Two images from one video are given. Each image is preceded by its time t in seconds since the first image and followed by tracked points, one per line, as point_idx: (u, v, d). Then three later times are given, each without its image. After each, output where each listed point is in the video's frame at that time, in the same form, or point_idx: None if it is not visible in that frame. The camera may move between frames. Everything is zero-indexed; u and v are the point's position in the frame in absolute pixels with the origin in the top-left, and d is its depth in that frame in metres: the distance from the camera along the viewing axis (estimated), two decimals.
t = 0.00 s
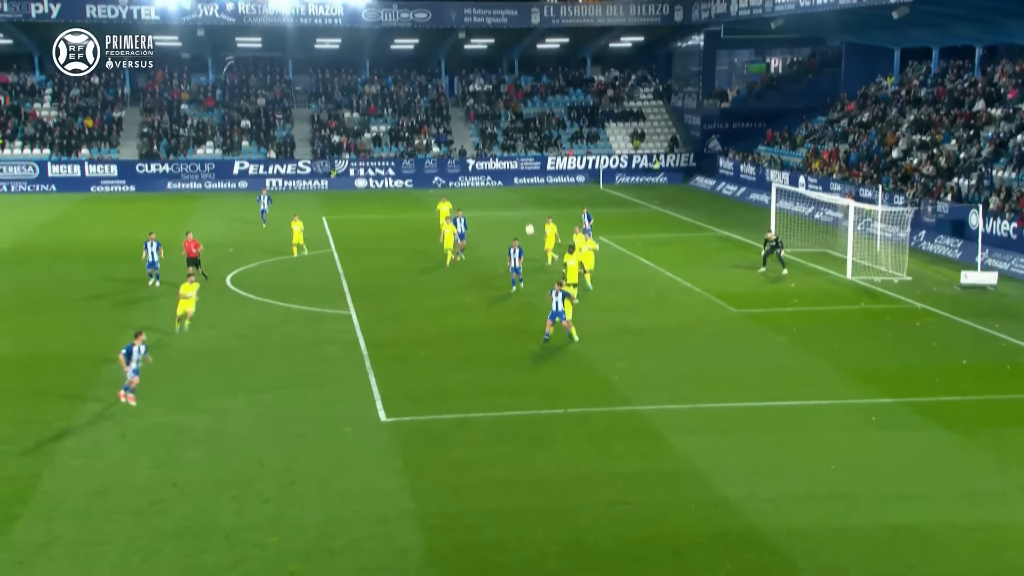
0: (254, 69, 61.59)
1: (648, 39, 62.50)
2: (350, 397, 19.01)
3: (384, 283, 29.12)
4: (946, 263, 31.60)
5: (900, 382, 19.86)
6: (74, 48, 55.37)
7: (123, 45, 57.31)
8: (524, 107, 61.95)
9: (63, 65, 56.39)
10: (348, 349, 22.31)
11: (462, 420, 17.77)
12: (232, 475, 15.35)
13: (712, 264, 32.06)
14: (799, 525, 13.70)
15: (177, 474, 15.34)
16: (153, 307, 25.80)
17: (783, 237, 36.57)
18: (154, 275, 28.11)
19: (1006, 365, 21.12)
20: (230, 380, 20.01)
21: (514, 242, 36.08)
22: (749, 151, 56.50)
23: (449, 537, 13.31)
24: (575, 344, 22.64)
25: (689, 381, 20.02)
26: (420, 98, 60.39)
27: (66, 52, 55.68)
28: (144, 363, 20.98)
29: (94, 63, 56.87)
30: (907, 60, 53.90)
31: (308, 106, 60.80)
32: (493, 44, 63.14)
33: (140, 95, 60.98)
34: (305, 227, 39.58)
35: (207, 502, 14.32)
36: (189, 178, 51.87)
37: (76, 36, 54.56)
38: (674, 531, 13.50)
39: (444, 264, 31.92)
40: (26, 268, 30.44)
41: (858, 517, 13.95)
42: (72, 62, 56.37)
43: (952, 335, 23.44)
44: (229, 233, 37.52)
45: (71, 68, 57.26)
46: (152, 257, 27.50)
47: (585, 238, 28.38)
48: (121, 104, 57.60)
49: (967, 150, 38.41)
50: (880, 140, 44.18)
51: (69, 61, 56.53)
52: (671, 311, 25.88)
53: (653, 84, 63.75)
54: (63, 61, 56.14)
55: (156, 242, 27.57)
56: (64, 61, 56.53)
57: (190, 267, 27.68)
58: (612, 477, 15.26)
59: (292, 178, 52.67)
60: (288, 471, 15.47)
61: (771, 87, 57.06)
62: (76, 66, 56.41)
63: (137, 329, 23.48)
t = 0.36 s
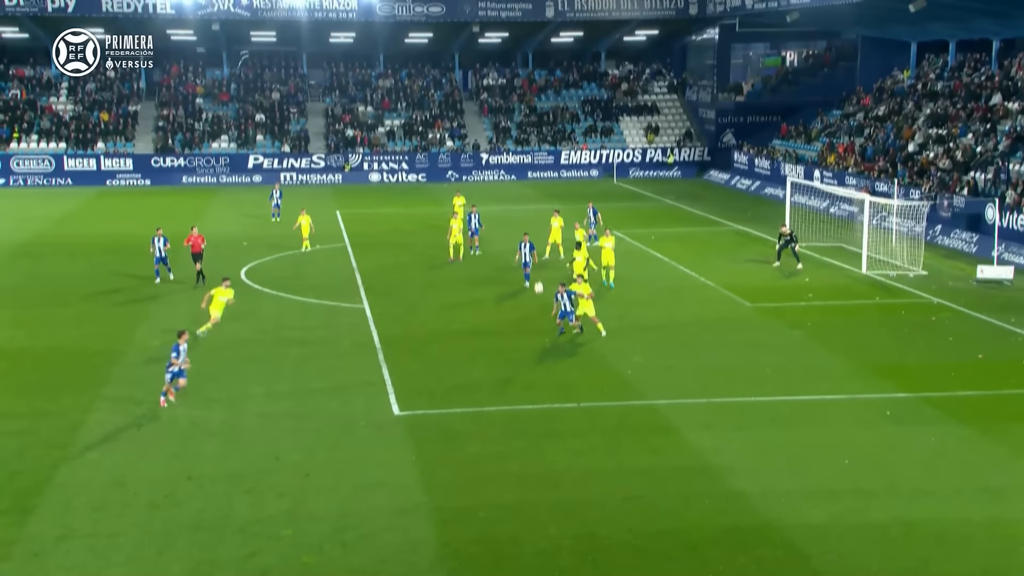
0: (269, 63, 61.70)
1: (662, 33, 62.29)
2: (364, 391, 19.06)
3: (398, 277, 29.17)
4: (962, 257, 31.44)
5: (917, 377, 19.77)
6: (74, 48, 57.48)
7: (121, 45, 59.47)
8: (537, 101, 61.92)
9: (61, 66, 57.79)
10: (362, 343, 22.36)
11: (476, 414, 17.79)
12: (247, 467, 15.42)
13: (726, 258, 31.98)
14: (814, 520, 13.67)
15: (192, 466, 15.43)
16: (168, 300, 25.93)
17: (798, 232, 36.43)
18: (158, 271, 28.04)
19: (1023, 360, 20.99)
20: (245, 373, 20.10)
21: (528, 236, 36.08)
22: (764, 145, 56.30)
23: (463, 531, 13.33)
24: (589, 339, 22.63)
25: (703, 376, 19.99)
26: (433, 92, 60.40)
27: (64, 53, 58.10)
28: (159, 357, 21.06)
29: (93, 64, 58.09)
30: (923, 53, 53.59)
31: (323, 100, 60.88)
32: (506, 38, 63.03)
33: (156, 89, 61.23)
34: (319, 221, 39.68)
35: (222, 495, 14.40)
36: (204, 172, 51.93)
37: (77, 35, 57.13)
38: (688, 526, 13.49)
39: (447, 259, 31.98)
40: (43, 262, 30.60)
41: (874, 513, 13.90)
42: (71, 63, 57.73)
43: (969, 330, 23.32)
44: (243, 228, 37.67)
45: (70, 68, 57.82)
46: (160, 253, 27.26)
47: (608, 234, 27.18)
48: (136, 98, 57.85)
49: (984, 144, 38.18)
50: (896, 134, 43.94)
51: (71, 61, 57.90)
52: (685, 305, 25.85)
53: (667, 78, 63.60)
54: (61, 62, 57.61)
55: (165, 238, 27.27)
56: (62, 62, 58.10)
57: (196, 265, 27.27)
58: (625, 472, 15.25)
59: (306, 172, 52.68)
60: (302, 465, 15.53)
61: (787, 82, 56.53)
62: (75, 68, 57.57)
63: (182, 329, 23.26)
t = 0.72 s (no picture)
0: (280, 54, 61.70)
1: (674, 24, 62.04)
2: (375, 382, 19.10)
3: (409, 269, 29.20)
4: (975, 249, 31.32)
5: (929, 369, 19.73)
6: (74, 48, 58.52)
7: (121, 45, 60.73)
8: (549, 92, 61.84)
9: (61, 66, 58.23)
10: (373, 334, 22.40)
11: (486, 405, 17.80)
12: (259, 457, 15.47)
13: (737, 249, 31.91)
14: (825, 511, 13.67)
15: (204, 456, 15.49)
16: (180, 291, 26.00)
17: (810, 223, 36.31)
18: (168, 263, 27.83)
19: None
20: (257, 363, 20.15)
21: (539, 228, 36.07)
22: (776, 136, 56.07)
23: (474, 522, 13.36)
24: (600, 331, 22.62)
25: (714, 367, 19.97)
26: (444, 83, 60.39)
27: (64, 54, 58.65)
28: (172, 347, 21.14)
29: (93, 63, 58.33)
30: (937, 44, 53.30)
31: (334, 91, 60.92)
32: (517, 29, 62.85)
33: (167, 80, 61.41)
34: (330, 212, 39.72)
35: (234, 485, 14.46)
36: (216, 163, 52.01)
37: (78, 36, 58.47)
38: (699, 517, 13.49)
39: (459, 250, 31.69)
40: (57, 252, 30.73)
41: (886, 505, 13.88)
42: (71, 64, 57.87)
43: (982, 322, 23.24)
44: (255, 219, 37.74)
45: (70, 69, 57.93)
46: (166, 245, 27.07)
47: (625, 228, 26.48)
48: (148, 89, 58.00)
49: (997, 135, 37.98)
50: (909, 124, 43.74)
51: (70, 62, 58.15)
52: (697, 297, 25.81)
53: (679, 69, 63.43)
54: (62, 62, 58.29)
55: (170, 230, 27.07)
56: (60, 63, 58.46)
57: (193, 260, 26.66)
58: (637, 464, 15.25)
59: (317, 163, 52.72)
60: (314, 455, 15.57)
61: (799, 72, 55.95)
62: (76, 67, 57.83)
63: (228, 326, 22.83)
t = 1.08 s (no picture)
0: (290, 44, 61.72)
1: (684, 14, 61.83)
2: (384, 372, 19.14)
3: (419, 259, 29.23)
4: (986, 239, 31.20)
5: (939, 359, 19.69)
6: (75, 48, 58.19)
7: (122, 45, 60.61)
8: (558, 82, 61.73)
9: (61, 66, 57.39)
10: (382, 324, 22.43)
11: (495, 395, 17.83)
12: (269, 446, 15.52)
13: (747, 239, 31.85)
14: (833, 502, 13.67)
15: (214, 445, 15.55)
16: (190, 281, 26.06)
17: (820, 213, 36.19)
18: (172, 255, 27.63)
19: None
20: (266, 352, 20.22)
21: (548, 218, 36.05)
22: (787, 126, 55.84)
23: (482, 511, 13.40)
24: (608, 321, 22.63)
25: (722, 358, 19.96)
26: (454, 73, 60.32)
27: (64, 53, 57.96)
28: (182, 336, 21.22)
29: (92, 62, 57.77)
30: (949, 33, 52.98)
31: (343, 81, 60.91)
32: (527, 19, 62.73)
33: (177, 70, 61.47)
34: (340, 202, 39.78)
35: (244, 474, 14.51)
36: (226, 153, 52.04)
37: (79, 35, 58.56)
38: (708, 507, 13.52)
39: (458, 244, 31.26)
40: (68, 241, 30.84)
41: (895, 495, 13.88)
42: (70, 63, 57.26)
43: (993, 312, 23.16)
44: (265, 208, 37.81)
45: (70, 68, 57.30)
46: (171, 238, 27.04)
47: (636, 222, 25.75)
48: (158, 79, 58.12)
49: (1009, 124, 37.77)
50: (920, 114, 43.52)
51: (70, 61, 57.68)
52: (707, 287, 25.78)
53: (689, 59, 63.26)
54: (62, 62, 57.37)
55: (176, 223, 27.14)
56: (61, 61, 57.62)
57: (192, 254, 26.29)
58: (646, 454, 15.26)
59: (326, 153, 52.69)
60: (323, 444, 15.63)
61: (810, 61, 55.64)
62: (75, 67, 57.31)
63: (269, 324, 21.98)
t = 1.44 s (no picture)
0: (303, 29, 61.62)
1: None
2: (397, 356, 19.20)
3: (431, 244, 29.25)
4: (1001, 224, 31.01)
5: (953, 345, 19.62)
6: (75, 48, 55.48)
7: (122, 45, 56.83)
8: (571, 66, 61.52)
9: (61, 66, 55.18)
10: (394, 309, 22.47)
11: (507, 380, 17.85)
12: (282, 430, 15.59)
13: (760, 225, 31.75)
14: (847, 487, 13.64)
15: (228, 429, 15.63)
16: (204, 265, 26.14)
17: (835, 198, 36.02)
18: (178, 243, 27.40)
19: None
20: (280, 337, 20.30)
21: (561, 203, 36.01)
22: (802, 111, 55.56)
23: (495, 495, 13.45)
24: (621, 307, 22.61)
25: (735, 343, 19.94)
26: (466, 58, 60.16)
27: (63, 52, 55.69)
28: (196, 320, 21.30)
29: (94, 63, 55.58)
30: (965, 17, 52.55)
31: (356, 65, 60.81)
32: (540, 3, 62.48)
33: (191, 54, 61.46)
34: (352, 188, 39.80)
35: (258, 457, 14.59)
36: (239, 138, 52.07)
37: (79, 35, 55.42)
38: (721, 492, 13.52)
39: (459, 232, 30.90)
40: (82, 226, 30.95)
41: (908, 480, 13.86)
42: (71, 63, 55.25)
43: (1008, 298, 23.04)
44: (278, 194, 37.86)
45: (70, 68, 55.27)
46: (178, 224, 26.76)
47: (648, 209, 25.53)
48: (171, 64, 58.17)
49: None
50: (935, 99, 43.22)
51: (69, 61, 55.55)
52: (719, 272, 25.72)
53: (703, 43, 62.97)
54: (61, 61, 55.18)
55: (183, 210, 26.91)
56: (60, 62, 55.35)
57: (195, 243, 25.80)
58: (658, 439, 15.27)
59: (339, 138, 52.67)
60: (336, 428, 15.69)
61: (824, 45, 55.73)
62: (76, 68, 55.14)
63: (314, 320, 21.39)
